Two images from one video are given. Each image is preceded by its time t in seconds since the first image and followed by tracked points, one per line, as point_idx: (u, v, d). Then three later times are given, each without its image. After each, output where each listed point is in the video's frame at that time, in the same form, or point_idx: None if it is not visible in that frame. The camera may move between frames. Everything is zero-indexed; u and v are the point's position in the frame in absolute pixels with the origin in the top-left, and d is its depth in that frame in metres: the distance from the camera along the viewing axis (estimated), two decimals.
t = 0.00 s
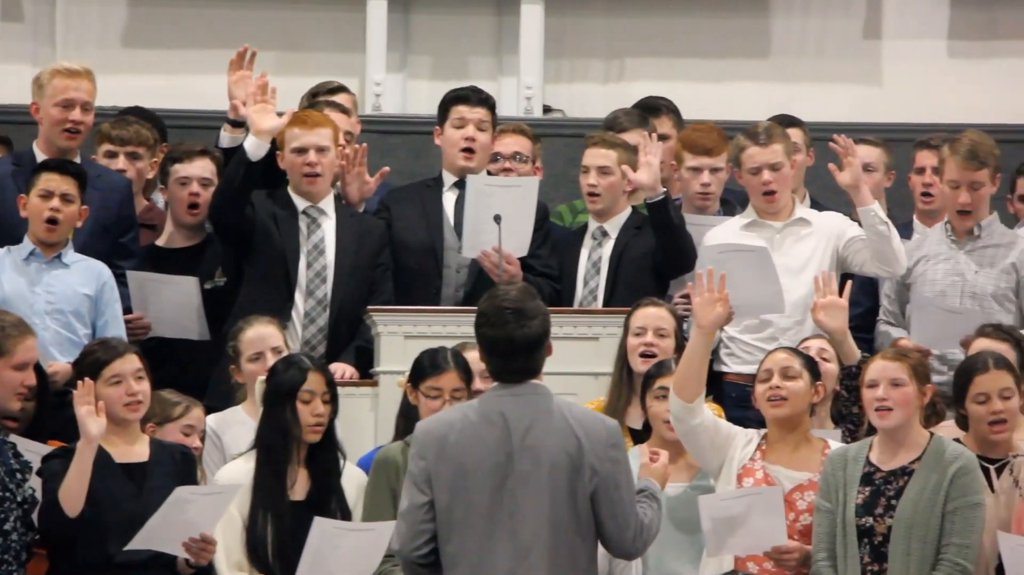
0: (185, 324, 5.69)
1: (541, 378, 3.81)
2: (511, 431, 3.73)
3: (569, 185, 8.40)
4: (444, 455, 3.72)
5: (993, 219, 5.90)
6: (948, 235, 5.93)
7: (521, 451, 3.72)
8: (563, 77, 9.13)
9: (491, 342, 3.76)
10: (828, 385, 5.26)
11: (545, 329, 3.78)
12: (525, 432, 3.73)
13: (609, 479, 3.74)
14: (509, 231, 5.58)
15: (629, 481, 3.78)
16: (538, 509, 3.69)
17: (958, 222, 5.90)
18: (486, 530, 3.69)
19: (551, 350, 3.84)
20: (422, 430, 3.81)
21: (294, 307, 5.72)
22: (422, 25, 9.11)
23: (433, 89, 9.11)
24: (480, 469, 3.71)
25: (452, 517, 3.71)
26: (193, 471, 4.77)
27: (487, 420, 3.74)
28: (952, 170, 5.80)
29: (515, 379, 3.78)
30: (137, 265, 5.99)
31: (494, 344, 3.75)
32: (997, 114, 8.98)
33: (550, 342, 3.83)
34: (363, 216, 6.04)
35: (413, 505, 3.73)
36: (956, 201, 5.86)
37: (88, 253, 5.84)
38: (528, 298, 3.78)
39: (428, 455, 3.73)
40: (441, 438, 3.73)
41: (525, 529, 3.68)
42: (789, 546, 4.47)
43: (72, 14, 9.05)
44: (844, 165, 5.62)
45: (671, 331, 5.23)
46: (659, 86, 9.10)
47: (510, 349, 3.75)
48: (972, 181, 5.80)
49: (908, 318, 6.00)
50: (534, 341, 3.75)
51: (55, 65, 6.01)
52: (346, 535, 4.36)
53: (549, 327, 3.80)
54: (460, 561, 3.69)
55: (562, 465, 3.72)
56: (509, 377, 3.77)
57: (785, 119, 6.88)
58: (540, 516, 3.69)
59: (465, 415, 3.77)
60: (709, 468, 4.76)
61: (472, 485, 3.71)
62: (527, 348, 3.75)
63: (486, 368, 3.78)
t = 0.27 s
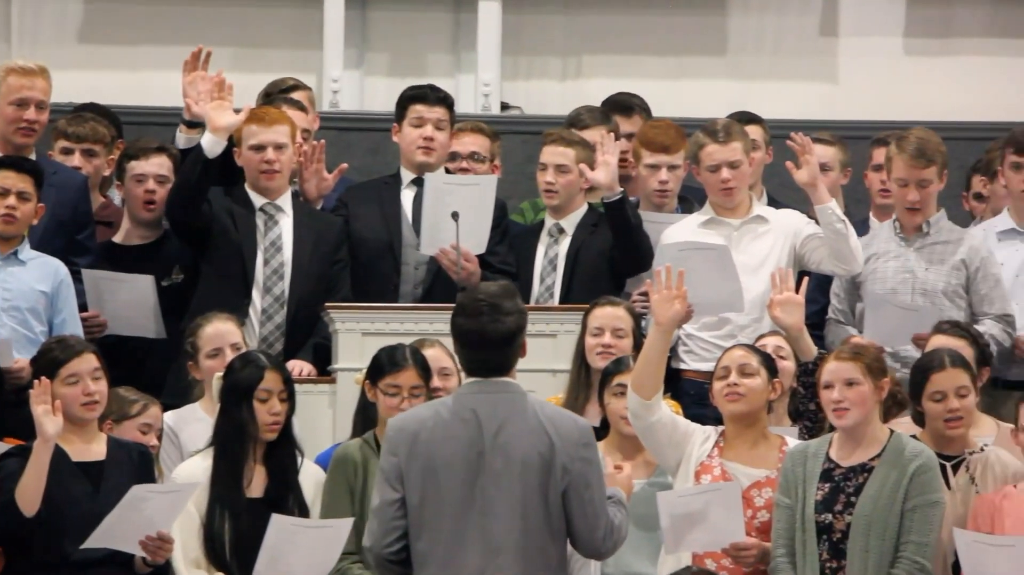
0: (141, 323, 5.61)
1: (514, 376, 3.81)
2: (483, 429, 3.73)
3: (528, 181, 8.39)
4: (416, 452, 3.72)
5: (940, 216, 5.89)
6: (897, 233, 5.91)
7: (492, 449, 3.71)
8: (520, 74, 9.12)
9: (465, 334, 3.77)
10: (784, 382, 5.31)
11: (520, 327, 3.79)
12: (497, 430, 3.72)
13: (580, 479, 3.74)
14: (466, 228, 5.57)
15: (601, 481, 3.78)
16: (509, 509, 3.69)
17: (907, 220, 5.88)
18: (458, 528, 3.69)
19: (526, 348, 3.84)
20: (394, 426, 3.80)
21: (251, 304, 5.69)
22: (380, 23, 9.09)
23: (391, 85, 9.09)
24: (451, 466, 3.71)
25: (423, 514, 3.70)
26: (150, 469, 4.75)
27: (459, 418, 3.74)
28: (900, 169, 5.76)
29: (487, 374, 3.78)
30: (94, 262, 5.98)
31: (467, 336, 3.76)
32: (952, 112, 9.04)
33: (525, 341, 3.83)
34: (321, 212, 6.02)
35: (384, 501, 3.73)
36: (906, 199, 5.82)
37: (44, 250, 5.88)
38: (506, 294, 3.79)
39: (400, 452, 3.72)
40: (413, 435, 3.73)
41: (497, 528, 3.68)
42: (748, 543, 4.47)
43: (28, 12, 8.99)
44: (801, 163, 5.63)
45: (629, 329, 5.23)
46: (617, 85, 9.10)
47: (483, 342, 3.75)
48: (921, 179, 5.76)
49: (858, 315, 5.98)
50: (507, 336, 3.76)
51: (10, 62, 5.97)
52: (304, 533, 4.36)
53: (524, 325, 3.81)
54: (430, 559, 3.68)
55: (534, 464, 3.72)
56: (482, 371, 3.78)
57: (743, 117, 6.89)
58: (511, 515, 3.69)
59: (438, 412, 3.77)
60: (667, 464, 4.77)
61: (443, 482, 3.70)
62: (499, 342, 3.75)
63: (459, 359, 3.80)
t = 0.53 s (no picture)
0: (108, 320, 5.59)
1: (498, 375, 3.85)
2: (467, 427, 3.77)
3: (496, 179, 8.39)
4: (400, 448, 3.77)
5: (898, 214, 5.93)
6: (857, 231, 5.94)
7: (474, 447, 3.76)
8: (487, 72, 9.12)
9: (449, 331, 3.82)
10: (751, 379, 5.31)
11: (503, 325, 3.83)
12: (480, 429, 3.77)
13: (562, 478, 3.77)
14: (434, 227, 5.56)
15: (585, 480, 3.81)
16: (490, 507, 3.73)
17: (866, 218, 5.90)
18: (439, 524, 3.73)
19: (511, 349, 3.88)
20: (381, 422, 3.86)
21: (217, 301, 5.69)
22: (347, 20, 9.07)
23: (358, 83, 9.07)
24: (434, 463, 3.75)
25: (405, 510, 3.76)
26: (116, 468, 4.72)
27: (444, 415, 3.79)
28: (858, 168, 5.80)
29: (472, 373, 3.83)
30: (60, 259, 5.95)
31: (451, 333, 3.82)
32: (918, 110, 9.08)
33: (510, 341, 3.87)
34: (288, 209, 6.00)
35: (367, 496, 3.79)
36: (865, 198, 5.86)
37: (8, 249, 5.85)
38: (491, 294, 3.84)
39: (384, 447, 3.78)
40: (398, 431, 3.79)
41: (477, 525, 3.72)
42: (714, 540, 4.51)
43: None
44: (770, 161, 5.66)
45: (595, 329, 5.23)
46: (582, 83, 9.07)
47: (466, 339, 3.81)
48: (879, 179, 5.80)
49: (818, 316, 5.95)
50: (489, 334, 3.80)
51: None
52: (270, 530, 4.35)
53: (509, 324, 3.85)
54: (410, 554, 3.73)
55: (516, 462, 3.76)
56: (466, 370, 3.83)
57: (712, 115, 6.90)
58: (491, 513, 3.72)
59: (423, 409, 3.82)
60: (634, 461, 4.79)
61: (425, 478, 3.75)
62: (481, 340, 3.81)
63: (444, 358, 3.85)
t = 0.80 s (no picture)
0: (84, 316, 5.57)
1: (490, 373, 3.85)
2: (455, 425, 3.78)
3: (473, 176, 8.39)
4: (389, 445, 3.78)
5: (869, 211, 5.94)
6: (827, 229, 5.96)
7: (462, 445, 3.76)
8: (462, 69, 9.12)
9: (445, 324, 3.83)
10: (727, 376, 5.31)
11: (499, 322, 3.84)
12: (468, 427, 3.77)
13: (550, 479, 3.76)
14: (410, 224, 5.55)
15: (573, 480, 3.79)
16: (476, 506, 3.73)
17: (836, 216, 5.91)
18: (425, 521, 3.73)
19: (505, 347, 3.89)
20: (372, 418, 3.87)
21: (194, 299, 5.70)
22: (322, 17, 9.05)
23: (334, 80, 9.06)
24: (421, 460, 3.76)
25: (392, 506, 3.76)
26: (92, 465, 4.71)
27: (433, 412, 3.80)
28: (829, 167, 5.81)
29: (464, 369, 3.83)
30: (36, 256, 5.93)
31: (447, 326, 3.82)
32: (893, 106, 9.10)
33: (505, 339, 3.88)
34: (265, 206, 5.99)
35: (356, 492, 3.80)
36: (836, 197, 5.87)
37: None
38: (489, 291, 3.85)
39: (373, 443, 3.79)
40: (387, 427, 3.80)
41: (463, 523, 3.72)
42: (690, 537, 4.53)
43: None
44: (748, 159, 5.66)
45: (572, 326, 5.23)
46: (557, 79, 9.07)
47: (461, 332, 3.81)
48: (850, 177, 5.81)
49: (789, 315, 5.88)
50: (484, 329, 3.81)
51: None
52: (249, 527, 4.36)
53: (505, 322, 3.86)
54: (397, 552, 3.74)
55: (503, 461, 3.75)
56: (459, 365, 3.83)
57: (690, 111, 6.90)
58: (478, 513, 3.73)
59: (413, 405, 3.82)
60: (610, 458, 4.81)
61: (412, 476, 3.76)
62: (476, 335, 3.81)
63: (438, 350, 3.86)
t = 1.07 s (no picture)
0: (59, 314, 5.55)
1: (481, 372, 3.87)
2: (441, 424, 3.78)
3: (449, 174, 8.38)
4: (376, 442, 3.79)
5: (841, 210, 5.95)
6: (799, 228, 5.96)
7: (447, 444, 3.77)
8: (439, 68, 9.10)
9: (437, 322, 3.85)
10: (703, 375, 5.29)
11: (490, 321, 3.85)
12: (454, 426, 3.78)
13: (533, 481, 3.75)
14: (386, 223, 5.54)
15: (557, 484, 3.78)
16: (461, 506, 3.73)
17: (809, 215, 5.93)
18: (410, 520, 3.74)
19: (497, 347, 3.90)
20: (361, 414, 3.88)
21: (169, 297, 5.67)
22: (298, 16, 9.03)
23: (310, 78, 9.04)
24: (407, 458, 3.76)
25: (377, 503, 3.77)
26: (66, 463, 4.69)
27: (421, 410, 3.80)
28: (800, 168, 5.84)
29: (454, 369, 3.84)
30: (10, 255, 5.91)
31: (438, 324, 3.85)
32: (871, 104, 9.11)
33: (496, 339, 3.90)
34: (241, 204, 5.97)
35: (342, 488, 3.81)
36: (809, 197, 5.89)
37: None
38: (481, 290, 3.87)
39: (361, 439, 3.80)
40: (375, 424, 3.80)
41: (447, 523, 3.73)
42: (666, 536, 4.52)
43: None
44: (727, 156, 5.68)
45: (549, 324, 5.23)
46: (534, 78, 9.08)
47: (452, 330, 3.83)
48: (822, 178, 5.84)
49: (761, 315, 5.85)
50: (475, 327, 3.83)
51: None
52: (223, 526, 4.35)
53: (497, 322, 3.87)
54: (381, 549, 3.75)
55: (488, 462, 3.75)
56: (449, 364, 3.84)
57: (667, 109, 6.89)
58: (461, 512, 3.73)
59: (402, 403, 3.83)
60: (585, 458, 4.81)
61: (397, 473, 3.76)
62: (466, 333, 3.83)
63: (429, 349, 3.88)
